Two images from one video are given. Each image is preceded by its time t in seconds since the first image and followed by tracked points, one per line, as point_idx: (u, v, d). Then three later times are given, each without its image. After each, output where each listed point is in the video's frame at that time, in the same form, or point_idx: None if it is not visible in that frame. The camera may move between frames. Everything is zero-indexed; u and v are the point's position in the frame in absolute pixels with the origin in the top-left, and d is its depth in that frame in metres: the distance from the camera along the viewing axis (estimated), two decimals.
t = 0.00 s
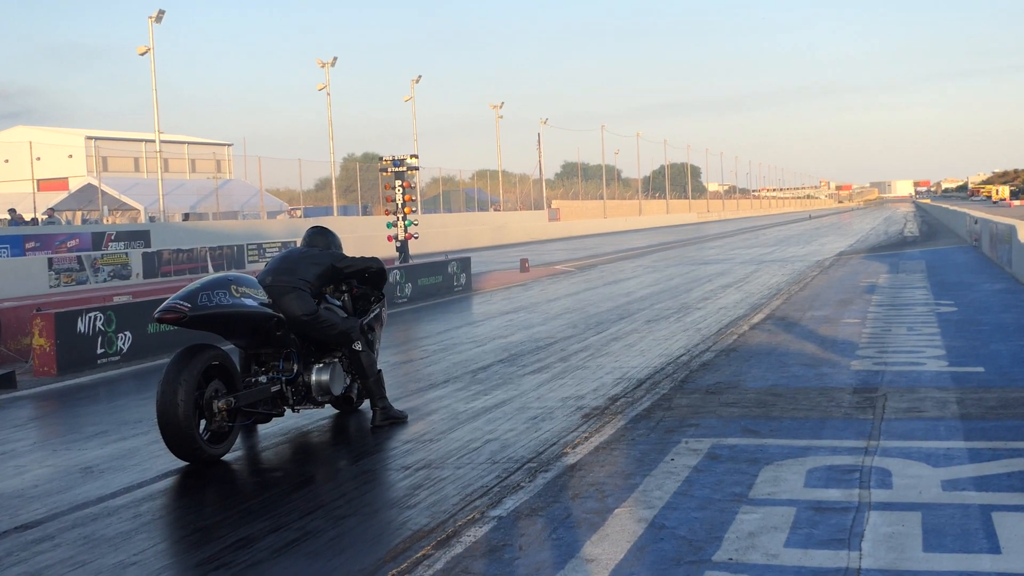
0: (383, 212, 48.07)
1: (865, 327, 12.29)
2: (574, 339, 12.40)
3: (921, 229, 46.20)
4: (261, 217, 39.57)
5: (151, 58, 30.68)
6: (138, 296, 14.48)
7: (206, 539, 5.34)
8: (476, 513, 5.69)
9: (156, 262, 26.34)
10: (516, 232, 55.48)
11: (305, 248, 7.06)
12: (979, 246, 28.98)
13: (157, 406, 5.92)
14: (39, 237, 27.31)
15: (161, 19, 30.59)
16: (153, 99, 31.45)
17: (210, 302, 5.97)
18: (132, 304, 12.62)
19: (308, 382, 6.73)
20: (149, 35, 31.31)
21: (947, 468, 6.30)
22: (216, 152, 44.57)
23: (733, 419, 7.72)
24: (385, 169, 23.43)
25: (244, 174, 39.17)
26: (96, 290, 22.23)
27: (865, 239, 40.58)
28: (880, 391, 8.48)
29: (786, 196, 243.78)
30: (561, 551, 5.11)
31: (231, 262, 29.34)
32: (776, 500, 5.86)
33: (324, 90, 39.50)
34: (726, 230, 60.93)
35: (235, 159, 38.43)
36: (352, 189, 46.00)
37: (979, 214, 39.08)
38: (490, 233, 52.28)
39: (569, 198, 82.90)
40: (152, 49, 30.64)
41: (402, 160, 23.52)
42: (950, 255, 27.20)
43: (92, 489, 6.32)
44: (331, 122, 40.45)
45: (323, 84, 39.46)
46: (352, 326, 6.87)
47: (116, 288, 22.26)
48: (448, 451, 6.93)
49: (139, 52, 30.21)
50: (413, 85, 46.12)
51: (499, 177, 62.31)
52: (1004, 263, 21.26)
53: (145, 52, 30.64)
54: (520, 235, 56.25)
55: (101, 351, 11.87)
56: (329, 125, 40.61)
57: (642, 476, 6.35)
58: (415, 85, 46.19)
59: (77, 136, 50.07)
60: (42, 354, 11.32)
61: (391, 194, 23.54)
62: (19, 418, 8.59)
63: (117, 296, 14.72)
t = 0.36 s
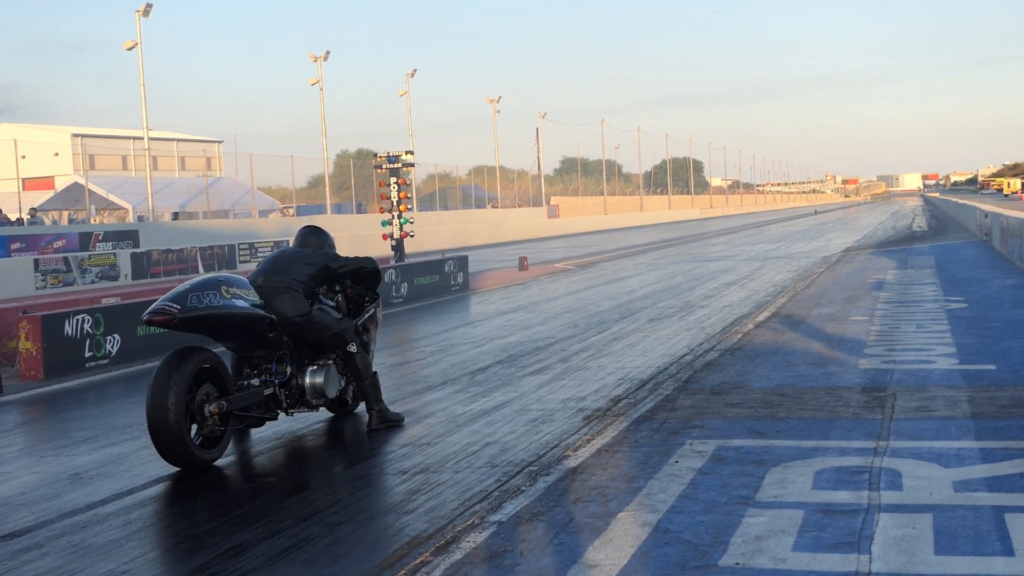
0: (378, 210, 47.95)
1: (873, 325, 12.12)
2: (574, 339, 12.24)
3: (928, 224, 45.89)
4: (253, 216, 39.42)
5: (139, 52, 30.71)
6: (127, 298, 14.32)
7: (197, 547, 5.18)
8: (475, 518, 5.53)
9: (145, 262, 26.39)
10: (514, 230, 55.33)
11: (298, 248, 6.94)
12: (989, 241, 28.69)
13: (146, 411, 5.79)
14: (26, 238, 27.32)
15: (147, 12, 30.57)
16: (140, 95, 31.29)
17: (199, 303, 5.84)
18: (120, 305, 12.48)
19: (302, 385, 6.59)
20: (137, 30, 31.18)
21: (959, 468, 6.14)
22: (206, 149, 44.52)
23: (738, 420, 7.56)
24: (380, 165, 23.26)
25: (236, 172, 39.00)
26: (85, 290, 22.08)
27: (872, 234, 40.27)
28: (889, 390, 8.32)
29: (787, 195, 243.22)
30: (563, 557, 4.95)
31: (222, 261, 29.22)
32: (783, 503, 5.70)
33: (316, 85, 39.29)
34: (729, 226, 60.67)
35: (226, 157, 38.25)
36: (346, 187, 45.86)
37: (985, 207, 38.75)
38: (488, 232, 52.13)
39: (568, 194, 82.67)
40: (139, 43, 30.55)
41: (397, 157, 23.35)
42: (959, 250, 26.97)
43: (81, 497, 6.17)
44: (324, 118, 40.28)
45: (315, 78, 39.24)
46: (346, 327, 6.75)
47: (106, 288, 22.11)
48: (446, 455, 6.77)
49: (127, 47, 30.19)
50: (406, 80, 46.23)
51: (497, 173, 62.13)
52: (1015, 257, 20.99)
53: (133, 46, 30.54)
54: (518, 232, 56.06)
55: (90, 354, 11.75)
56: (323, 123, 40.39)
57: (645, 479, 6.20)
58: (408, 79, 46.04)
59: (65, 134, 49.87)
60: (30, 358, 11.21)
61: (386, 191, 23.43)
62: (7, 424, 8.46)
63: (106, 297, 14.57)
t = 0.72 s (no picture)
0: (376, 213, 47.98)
1: (872, 321, 12.15)
2: (573, 339, 12.24)
3: (927, 220, 45.96)
4: (251, 220, 39.40)
5: (134, 57, 30.78)
6: (126, 303, 14.30)
7: (200, 552, 5.16)
8: (477, 520, 5.52)
9: (143, 267, 26.43)
10: (512, 231, 55.34)
11: (296, 251, 6.93)
12: (987, 235, 28.75)
13: (147, 416, 5.78)
14: (23, 243, 27.42)
15: (143, 17, 30.63)
16: (137, 101, 31.32)
17: (198, 307, 5.83)
18: (120, 311, 12.46)
19: (302, 388, 6.58)
20: (133, 36, 31.20)
21: (960, 464, 6.14)
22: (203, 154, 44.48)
23: (740, 418, 7.56)
24: (377, 168, 23.26)
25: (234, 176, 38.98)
26: (83, 296, 22.05)
27: (870, 231, 40.36)
28: (889, 386, 8.33)
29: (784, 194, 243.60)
30: (565, 558, 4.94)
31: (221, 266, 29.21)
32: (785, 501, 5.69)
33: (313, 88, 39.32)
34: (727, 225, 60.72)
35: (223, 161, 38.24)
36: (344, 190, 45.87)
37: (983, 202, 38.81)
38: (486, 233, 52.15)
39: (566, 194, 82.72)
40: (135, 48, 30.59)
41: (395, 159, 23.36)
42: (958, 245, 27.01)
43: (80, 504, 6.15)
44: (321, 122, 40.30)
45: (311, 82, 39.26)
46: (346, 330, 6.75)
47: (103, 294, 22.08)
48: (447, 457, 6.76)
49: (123, 51, 30.26)
50: (403, 83, 46.34)
51: (495, 174, 62.17)
52: (1013, 252, 21.04)
53: (129, 51, 30.58)
54: (516, 233, 56.09)
55: (89, 360, 11.72)
56: (319, 126, 40.41)
57: (646, 479, 6.19)
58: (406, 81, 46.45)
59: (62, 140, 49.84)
60: (29, 364, 11.20)
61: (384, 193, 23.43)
62: (6, 431, 8.44)
63: (104, 303, 14.54)
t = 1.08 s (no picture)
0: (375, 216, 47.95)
1: (870, 324, 12.14)
2: (572, 343, 12.23)
3: (925, 222, 45.94)
4: (251, 225, 39.09)
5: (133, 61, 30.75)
6: (125, 308, 14.29)
7: (199, 557, 5.16)
8: (476, 524, 5.52)
9: (142, 272, 26.42)
10: (511, 234, 55.33)
11: (294, 255, 6.92)
12: (985, 238, 28.81)
13: (144, 421, 5.78)
14: (22, 249, 27.39)
15: (142, 22, 30.62)
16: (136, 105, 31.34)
17: (197, 312, 5.84)
18: (119, 316, 12.45)
19: (301, 393, 6.58)
20: (131, 40, 31.19)
21: (959, 466, 6.14)
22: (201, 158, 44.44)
23: (739, 422, 7.56)
24: (376, 172, 23.24)
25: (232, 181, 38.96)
26: (81, 302, 22.02)
27: (868, 233, 40.40)
28: (888, 389, 8.33)
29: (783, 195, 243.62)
30: (564, 562, 4.94)
31: (219, 270, 29.18)
32: (784, 504, 5.69)
33: (311, 92, 39.30)
34: (726, 227, 60.72)
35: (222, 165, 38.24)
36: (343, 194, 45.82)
37: (981, 204, 38.80)
38: (485, 236, 52.15)
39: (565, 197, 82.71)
40: (134, 52, 30.58)
41: (393, 163, 23.35)
42: (956, 248, 27.03)
43: (79, 509, 6.15)
44: (319, 125, 40.30)
45: (310, 85, 39.25)
46: (345, 334, 6.74)
47: (101, 299, 22.05)
48: (446, 461, 6.76)
49: (122, 56, 30.24)
50: (402, 86, 46.32)
51: (493, 178, 62.13)
52: (1012, 254, 21.03)
53: (128, 55, 30.57)
54: (515, 236, 56.09)
55: (88, 365, 11.71)
56: (318, 130, 40.38)
57: (645, 482, 6.19)
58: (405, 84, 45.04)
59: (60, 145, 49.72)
60: (28, 370, 11.20)
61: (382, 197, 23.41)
62: (5, 436, 8.44)
63: (103, 308, 14.54)
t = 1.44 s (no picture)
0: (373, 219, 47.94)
1: (869, 324, 12.14)
2: (571, 345, 12.22)
3: (924, 222, 45.97)
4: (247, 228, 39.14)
5: (130, 66, 30.71)
6: (124, 313, 14.28)
7: (199, 562, 5.15)
8: (476, 528, 5.51)
9: (140, 276, 26.41)
10: (509, 236, 55.32)
11: (292, 259, 6.91)
12: (984, 237, 28.80)
13: (142, 427, 5.78)
14: (20, 254, 27.39)
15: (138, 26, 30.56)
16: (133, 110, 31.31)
17: (194, 316, 5.83)
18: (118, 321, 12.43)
19: (298, 397, 6.58)
20: (128, 45, 31.13)
21: (958, 466, 6.14)
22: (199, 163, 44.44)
23: (738, 422, 7.56)
24: (374, 175, 23.22)
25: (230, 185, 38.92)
26: (80, 307, 22.00)
27: (866, 233, 40.44)
28: (887, 389, 8.32)
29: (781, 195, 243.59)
30: (564, 565, 4.93)
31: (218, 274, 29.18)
32: (784, 505, 5.69)
33: (309, 95, 39.23)
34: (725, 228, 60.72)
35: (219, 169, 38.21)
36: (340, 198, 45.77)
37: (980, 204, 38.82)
38: (483, 239, 52.16)
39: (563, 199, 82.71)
40: (130, 57, 30.52)
41: (391, 166, 23.35)
42: (954, 248, 27.05)
43: (78, 514, 6.14)
44: (316, 128, 40.26)
45: (307, 89, 39.20)
46: (343, 338, 6.75)
47: (100, 305, 22.05)
48: (446, 465, 6.76)
49: (118, 61, 30.18)
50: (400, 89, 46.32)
51: (491, 180, 62.12)
52: (1010, 254, 21.04)
53: (125, 60, 30.49)
54: (513, 239, 56.08)
55: (87, 370, 11.71)
56: (315, 133, 40.34)
57: (645, 484, 6.18)
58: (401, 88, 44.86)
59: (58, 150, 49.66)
60: (27, 375, 11.20)
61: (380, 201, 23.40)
62: (4, 441, 8.44)
63: (102, 313, 14.53)
